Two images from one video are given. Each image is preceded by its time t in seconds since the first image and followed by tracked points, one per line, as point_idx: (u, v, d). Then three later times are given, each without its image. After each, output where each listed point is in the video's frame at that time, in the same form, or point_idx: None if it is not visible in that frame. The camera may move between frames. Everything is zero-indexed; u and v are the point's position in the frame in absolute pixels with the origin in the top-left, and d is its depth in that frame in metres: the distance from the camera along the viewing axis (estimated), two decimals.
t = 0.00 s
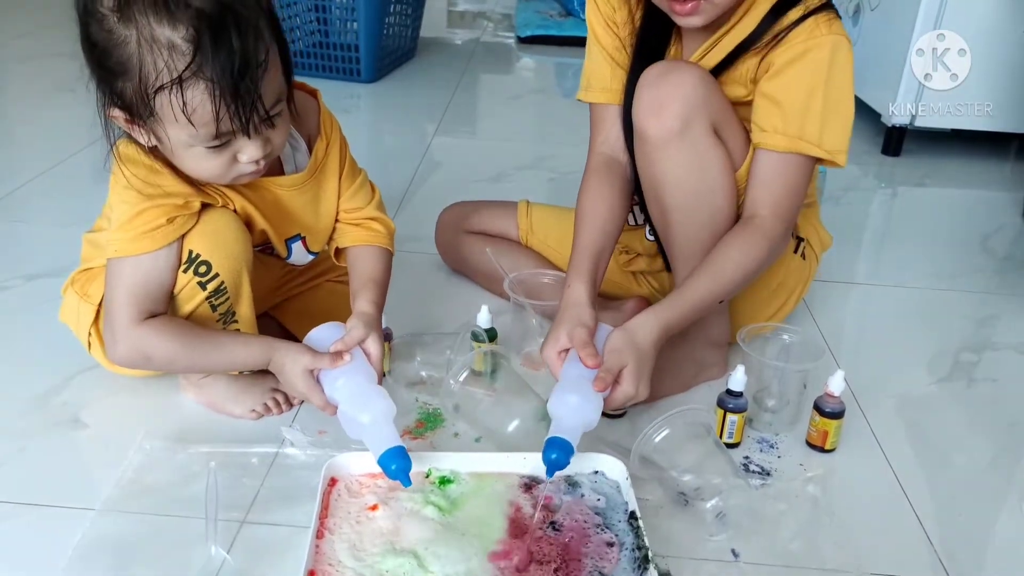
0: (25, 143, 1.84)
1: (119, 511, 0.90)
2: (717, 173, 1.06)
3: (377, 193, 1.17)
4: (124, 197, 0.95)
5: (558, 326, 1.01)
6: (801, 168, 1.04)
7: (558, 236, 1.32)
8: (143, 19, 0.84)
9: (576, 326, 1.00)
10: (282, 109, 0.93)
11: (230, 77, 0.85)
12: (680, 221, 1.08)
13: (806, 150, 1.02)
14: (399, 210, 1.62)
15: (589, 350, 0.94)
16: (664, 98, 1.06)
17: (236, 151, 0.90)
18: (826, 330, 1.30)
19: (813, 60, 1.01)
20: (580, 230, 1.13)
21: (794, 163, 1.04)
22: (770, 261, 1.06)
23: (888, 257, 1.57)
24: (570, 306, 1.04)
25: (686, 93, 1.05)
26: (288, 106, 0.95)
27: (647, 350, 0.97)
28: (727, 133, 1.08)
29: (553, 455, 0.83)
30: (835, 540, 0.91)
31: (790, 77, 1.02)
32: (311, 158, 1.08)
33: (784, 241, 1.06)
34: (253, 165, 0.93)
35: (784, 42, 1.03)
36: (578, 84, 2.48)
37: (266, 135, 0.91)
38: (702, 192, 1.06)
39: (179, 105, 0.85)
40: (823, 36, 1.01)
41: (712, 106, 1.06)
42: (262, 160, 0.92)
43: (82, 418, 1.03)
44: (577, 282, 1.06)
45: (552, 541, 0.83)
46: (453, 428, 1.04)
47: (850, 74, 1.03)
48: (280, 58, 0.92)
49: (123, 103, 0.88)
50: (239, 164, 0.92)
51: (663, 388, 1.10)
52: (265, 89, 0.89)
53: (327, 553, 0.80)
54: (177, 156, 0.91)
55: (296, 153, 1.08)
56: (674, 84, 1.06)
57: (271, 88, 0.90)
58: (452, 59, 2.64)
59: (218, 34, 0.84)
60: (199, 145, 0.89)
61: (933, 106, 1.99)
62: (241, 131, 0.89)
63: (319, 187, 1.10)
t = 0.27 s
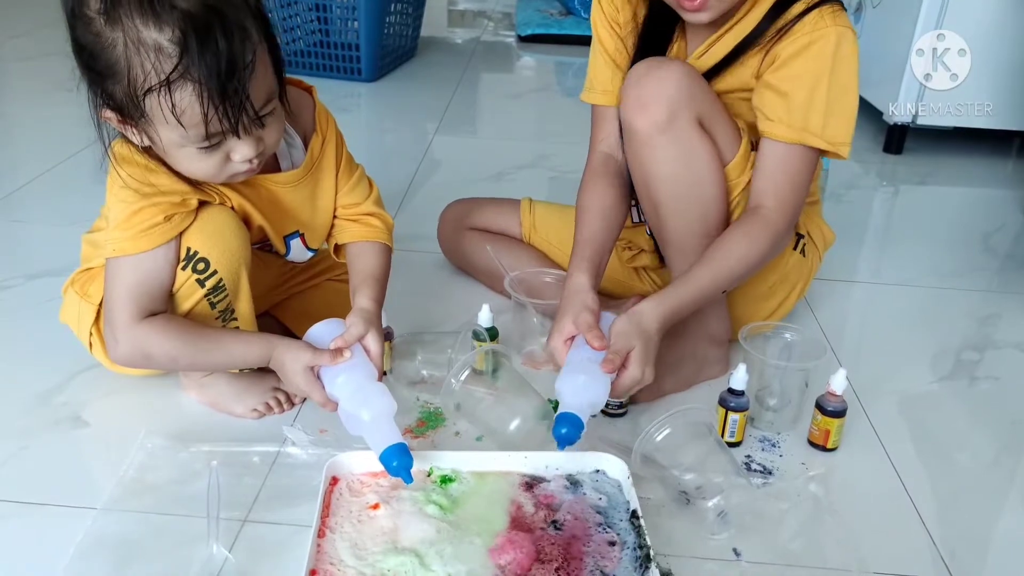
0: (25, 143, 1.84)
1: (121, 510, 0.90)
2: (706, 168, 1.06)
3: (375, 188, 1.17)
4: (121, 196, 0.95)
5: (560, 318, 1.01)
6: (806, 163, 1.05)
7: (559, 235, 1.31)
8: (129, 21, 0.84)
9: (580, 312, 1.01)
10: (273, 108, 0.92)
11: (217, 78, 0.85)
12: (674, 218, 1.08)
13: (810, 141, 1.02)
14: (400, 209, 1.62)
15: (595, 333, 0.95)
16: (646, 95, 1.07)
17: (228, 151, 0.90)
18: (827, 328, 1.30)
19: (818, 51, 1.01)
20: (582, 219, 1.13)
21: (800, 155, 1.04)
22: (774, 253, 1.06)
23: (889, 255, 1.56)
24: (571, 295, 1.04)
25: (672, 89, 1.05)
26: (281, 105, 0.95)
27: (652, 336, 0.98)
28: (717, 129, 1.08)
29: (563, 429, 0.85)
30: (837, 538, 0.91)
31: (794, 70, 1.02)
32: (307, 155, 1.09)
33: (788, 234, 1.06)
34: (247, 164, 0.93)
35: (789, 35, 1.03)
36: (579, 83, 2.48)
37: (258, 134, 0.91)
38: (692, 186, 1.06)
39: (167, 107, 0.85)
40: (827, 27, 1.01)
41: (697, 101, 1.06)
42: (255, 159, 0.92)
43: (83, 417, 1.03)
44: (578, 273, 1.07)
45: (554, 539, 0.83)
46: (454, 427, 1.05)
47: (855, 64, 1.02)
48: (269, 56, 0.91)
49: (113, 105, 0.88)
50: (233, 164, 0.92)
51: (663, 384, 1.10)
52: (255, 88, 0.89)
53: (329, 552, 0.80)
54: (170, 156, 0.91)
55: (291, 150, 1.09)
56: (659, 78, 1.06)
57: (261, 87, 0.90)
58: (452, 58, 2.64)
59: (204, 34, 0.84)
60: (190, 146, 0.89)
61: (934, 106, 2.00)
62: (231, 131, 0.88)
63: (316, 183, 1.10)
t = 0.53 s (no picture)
0: (26, 143, 1.84)
1: (121, 509, 0.90)
2: (694, 165, 1.06)
3: (372, 184, 1.17)
4: (117, 196, 0.95)
5: (561, 314, 1.00)
6: (800, 159, 1.06)
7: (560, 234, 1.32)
8: (117, 23, 0.84)
9: (587, 305, 0.99)
10: (265, 108, 0.93)
11: (207, 79, 0.85)
12: (665, 214, 1.08)
13: (804, 137, 1.04)
14: (401, 208, 1.62)
15: (612, 332, 0.95)
16: (636, 92, 1.07)
17: (221, 151, 0.91)
18: (828, 326, 1.30)
19: (819, 52, 1.03)
20: (571, 213, 1.12)
21: (794, 149, 1.05)
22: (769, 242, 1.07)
23: (890, 253, 1.56)
24: (570, 289, 1.03)
25: (656, 87, 1.06)
26: (274, 103, 0.95)
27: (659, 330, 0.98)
28: (704, 126, 1.08)
29: (608, 433, 0.83)
30: (838, 537, 0.91)
31: (798, 67, 1.04)
32: (303, 152, 1.08)
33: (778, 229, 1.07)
34: (240, 163, 0.93)
35: (793, 36, 1.05)
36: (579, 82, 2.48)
37: (250, 134, 0.91)
38: (681, 183, 1.06)
39: (158, 108, 0.86)
40: (832, 29, 1.03)
41: (682, 96, 1.06)
42: (248, 158, 0.93)
43: (84, 417, 1.03)
44: (576, 266, 1.06)
45: (555, 538, 0.83)
46: (456, 425, 1.05)
47: (854, 67, 1.05)
48: (260, 54, 0.91)
49: (104, 106, 0.88)
50: (225, 163, 0.92)
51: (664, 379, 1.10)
52: (245, 88, 0.89)
53: (330, 551, 0.80)
54: (163, 156, 0.92)
55: (288, 147, 1.08)
56: (643, 76, 1.07)
57: (252, 86, 0.90)
58: (453, 57, 2.64)
59: (192, 36, 0.84)
60: (182, 146, 0.89)
61: (934, 106, 2.00)
62: (223, 132, 0.89)
63: (313, 180, 1.10)
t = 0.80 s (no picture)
0: (27, 142, 1.84)
1: (121, 509, 0.90)
2: (692, 165, 1.06)
3: (370, 180, 1.17)
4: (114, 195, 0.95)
5: (561, 330, 0.99)
6: (794, 168, 1.06)
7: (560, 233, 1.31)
8: (108, 26, 0.84)
9: (589, 323, 0.98)
10: (259, 108, 0.93)
11: (198, 81, 0.85)
12: (663, 215, 1.08)
13: (800, 147, 1.04)
14: (401, 207, 1.62)
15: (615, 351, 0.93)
16: (633, 93, 1.07)
17: (215, 151, 0.91)
18: (828, 326, 1.30)
19: (818, 64, 1.05)
20: (568, 220, 1.12)
21: (788, 158, 1.05)
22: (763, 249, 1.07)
23: (890, 253, 1.56)
24: (569, 306, 1.01)
25: (655, 87, 1.06)
26: (268, 102, 0.95)
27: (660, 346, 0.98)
28: (702, 126, 1.08)
29: (621, 465, 0.80)
30: (839, 536, 0.91)
31: (797, 77, 1.05)
32: (300, 150, 1.08)
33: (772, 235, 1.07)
34: (235, 163, 0.93)
35: (793, 47, 1.06)
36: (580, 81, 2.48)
37: (244, 134, 0.91)
38: (678, 182, 1.06)
39: (150, 110, 0.86)
40: (832, 42, 1.05)
41: (680, 96, 1.06)
42: (243, 158, 0.93)
43: (84, 416, 1.03)
44: (575, 282, 1.04)
45: (555, 537, 0.83)
46: (456, 425, 1.04)
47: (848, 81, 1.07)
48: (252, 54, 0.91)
49: (98, 108, 0.88)
50: (220, 163, 0.92)
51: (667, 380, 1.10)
52: (237, 89, 0.89)
53: (330, 550, 0.80)
54: (157, 157, 0.92)
55: (284, 144, 1.08)
56: (639, 77, 1.07)
57: (244, 87, 0.90)
58: (453, 56, 2.64)
59: (182, 38, 0.84)
60: (176, 147, 0.89)
61: (934, 106, 2.00)
62: (216, 133, 0.89)
63: (310, 177, 1.10)
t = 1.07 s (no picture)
0: (28, 141, 1.84)
1: (121, 508, 0.90)
2: (694, 166, 1.06)
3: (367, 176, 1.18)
4: (113, 195, 0.95)
5: (559, 343, 0.99)
6: (791, 173, 1.06)
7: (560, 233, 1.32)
8: (105, 26, 0.84)
9: (585, 337, 0.97)
10: (257, 106, 0.93)
11: (196, 81, 0.85)
12: (664, 216, 1.08)
13: (798, 154, 1.04)
14: (401, 207, 1.62)
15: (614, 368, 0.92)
16: (636, 94, 1.07)
17: (214, 150, 0.91)
18: (828, 326, 1.30)
19: (818, 70, 1.04)
20: (566, 229, 1.11)
21: (784, 164, 1.05)
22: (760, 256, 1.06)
23: (891, 253, 1.56)
24: (565, 319, 1.01)
25: (661, 87, 1.06)
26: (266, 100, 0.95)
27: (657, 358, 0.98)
28: (703, 128, 1.09)
29: (621, 487, 0.77)
30: (840, 536, 0.91)
31: (796, 84, 1.05)
32: (299, 148, 1.08)
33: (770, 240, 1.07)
34: (234, 162, 0.93)
35: (792, 54, 1.06)
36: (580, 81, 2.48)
37: (243, 133, 0.91)
38: (680, 182, 1.06)
39: (148, 110, 0.86)
40: (831, 49, 1.05)
41: (683, 98, 1.07)
42: (242, 157, 0.93)
43: (85, 415, 1.03)
44: (572, 293, 1.03)
45: (556, 537, 0.83)
46: (456, 425, 1.04)
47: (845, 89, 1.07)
48: (250, 53, 0.91)
49: (96, 108, 0.89)
50: (219, 162, 0.92)
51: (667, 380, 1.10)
52: (235, 88, 0.89)
53: (330, 550, 0.80)
54: (156, 156, 0.92)
55: (283, 143, 1.08)
56: (642, 79, 1.07)
57: (242, 86, 0.90)
58: (454, 56, 2.64)
59: (180, 38, 0.84)
60: (175, 147, 0.89)
61: (934, 106, 1.99)
62: (215, 132, 0.89)
63: (309, 174, 1.10)
